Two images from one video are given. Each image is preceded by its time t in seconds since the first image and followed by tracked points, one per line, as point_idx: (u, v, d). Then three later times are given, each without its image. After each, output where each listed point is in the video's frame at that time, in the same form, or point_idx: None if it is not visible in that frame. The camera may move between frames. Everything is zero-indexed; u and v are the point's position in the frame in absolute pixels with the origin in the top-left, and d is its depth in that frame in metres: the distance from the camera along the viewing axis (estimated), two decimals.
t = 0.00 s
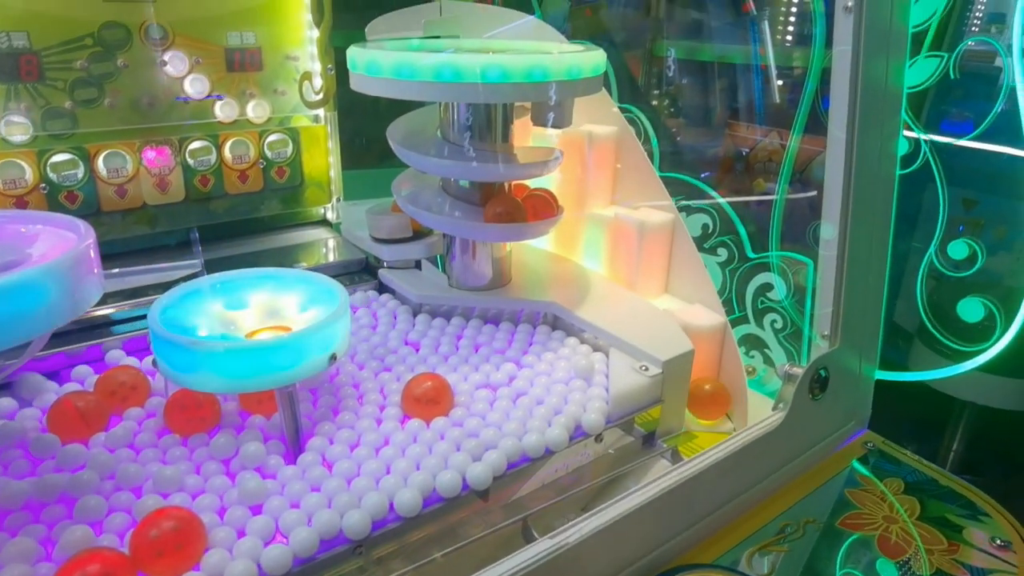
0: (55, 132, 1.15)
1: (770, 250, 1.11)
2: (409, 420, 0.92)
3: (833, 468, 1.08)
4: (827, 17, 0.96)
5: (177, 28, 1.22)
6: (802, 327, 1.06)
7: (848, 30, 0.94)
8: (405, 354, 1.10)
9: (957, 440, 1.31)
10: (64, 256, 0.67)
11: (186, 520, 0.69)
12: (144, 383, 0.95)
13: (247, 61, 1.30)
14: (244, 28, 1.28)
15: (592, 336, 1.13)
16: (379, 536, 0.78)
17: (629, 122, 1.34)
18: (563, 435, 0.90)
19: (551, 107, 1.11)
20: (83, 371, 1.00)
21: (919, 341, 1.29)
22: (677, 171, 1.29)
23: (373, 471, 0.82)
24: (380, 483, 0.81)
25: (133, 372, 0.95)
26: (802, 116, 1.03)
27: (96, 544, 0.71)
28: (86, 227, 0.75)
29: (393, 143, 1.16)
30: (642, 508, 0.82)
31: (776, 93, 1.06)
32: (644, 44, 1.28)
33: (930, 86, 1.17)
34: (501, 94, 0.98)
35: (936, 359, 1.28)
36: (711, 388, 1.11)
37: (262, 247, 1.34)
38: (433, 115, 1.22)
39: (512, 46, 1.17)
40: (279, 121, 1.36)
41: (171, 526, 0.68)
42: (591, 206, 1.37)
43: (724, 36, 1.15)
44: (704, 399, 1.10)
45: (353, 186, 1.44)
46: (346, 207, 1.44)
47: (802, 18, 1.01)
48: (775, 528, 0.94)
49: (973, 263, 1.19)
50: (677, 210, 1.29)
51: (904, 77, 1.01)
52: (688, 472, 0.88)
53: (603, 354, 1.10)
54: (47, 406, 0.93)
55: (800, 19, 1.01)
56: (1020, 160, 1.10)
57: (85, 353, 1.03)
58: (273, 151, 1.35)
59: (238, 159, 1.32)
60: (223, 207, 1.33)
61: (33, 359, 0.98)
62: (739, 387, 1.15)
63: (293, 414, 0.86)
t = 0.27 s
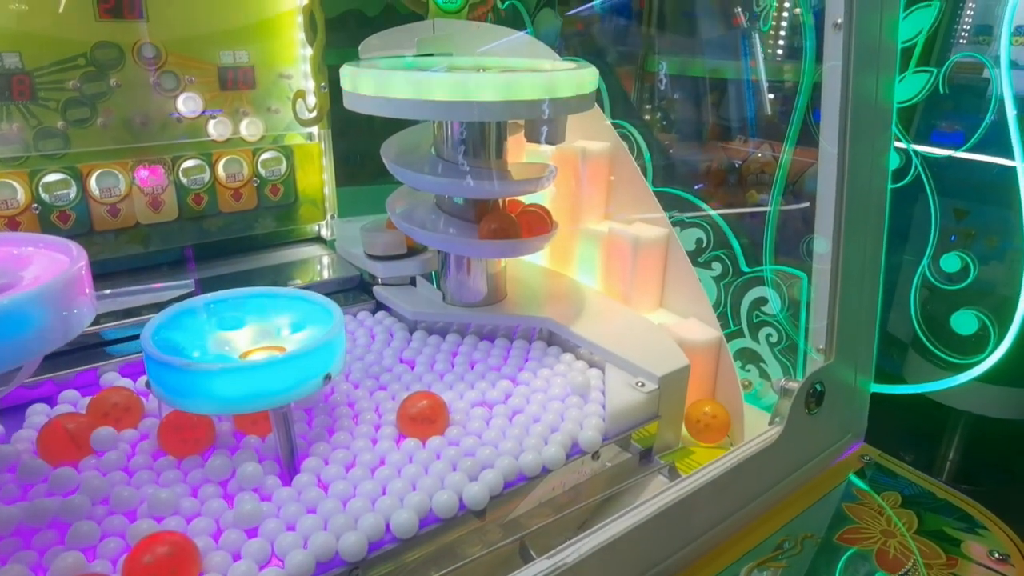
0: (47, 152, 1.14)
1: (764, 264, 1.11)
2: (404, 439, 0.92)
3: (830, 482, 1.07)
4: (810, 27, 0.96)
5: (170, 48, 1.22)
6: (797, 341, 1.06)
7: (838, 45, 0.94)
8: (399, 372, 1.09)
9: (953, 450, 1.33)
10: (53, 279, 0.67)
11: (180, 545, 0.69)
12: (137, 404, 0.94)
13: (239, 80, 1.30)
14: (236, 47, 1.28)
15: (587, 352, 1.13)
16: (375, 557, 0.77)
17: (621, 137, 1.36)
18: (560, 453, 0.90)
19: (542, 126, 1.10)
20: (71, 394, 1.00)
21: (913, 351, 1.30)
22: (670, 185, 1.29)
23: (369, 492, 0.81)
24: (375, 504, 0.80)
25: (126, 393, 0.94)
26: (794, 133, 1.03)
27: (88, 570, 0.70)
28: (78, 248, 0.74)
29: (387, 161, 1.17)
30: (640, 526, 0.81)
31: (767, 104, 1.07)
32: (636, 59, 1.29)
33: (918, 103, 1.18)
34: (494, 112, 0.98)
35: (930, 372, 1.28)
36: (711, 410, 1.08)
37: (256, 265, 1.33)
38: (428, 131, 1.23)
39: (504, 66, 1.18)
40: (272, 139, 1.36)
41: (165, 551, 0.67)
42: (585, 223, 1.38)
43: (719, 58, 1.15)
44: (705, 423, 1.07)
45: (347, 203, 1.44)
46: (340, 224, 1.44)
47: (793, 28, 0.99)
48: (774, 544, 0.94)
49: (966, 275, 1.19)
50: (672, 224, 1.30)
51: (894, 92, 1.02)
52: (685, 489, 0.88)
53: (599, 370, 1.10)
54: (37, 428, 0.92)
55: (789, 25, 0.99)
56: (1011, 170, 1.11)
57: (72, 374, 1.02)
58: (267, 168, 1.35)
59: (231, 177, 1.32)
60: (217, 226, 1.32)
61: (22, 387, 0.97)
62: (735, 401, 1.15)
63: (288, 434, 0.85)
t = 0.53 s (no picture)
0: (43, 172, 1.14)
1: (760, 279, 1.12)
2: (402, 461, 0.92)
3: (828, 498, 1.08)
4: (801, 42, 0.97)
5: (166, 67, 1.23)
6: (793, 357, 1.06)
7: (831, 64, 0.95)
8: (398, 393, 1.09)
9: (950, 458, 1.32)
10: (53, 306, 0.67)
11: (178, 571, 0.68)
12: (131, 427, 0.93)
13: (235, 98, 1.30)
14: (232, 66, 1.29)
15: (585, 369, 1.13)
16: None
17: (617, 154, 1.37)
18: (558, 474, 0.90)
19: (539, 148, 1.09)
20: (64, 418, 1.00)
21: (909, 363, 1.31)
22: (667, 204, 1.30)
23: (367, 515, 0.81)
24: (374, 528, 0.80)
25: (120, 415, 0.94)
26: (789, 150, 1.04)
27: None
28: (77, 272, 0.74)
29: (383, 179, 1.18)
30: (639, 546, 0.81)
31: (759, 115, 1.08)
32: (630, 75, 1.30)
33: (912, 121, 1.19)
34: (490, 132, 0.99)
35: (927, 388, 1.29)
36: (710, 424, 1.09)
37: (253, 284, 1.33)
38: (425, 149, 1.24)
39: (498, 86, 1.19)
40: (269, 158, 1.36)
41: None
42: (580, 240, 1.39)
43: (711, 71, 1.16)
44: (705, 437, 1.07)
45: (343, 220, 1.44)
46: (337, 241, 1.45)
47: (783, 42, 1.01)
48: (773, 562, 0.94)
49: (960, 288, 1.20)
50: (668, 240, 1.31)
51: (887, 109, 1.02)
52: (683, 508, 0.88)
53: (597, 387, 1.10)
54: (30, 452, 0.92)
55: (779, 41, 1.01)
56: (1004, 181, 1.12)
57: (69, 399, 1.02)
58: (263, 187, 1.35)
59: (228, 196, 1.32)
60: (213, 244, 1.32)
61: (16, 415, 0.96)
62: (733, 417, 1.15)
63: (285, 456, 0.85)
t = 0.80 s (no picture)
0: (40, 191, 1.14)
1: (757, 293, 1.12)
2: (404, 484, 0.91)
3: (829, 512, 1.08)
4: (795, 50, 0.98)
5: (163, 85, 1.23)
6: (791, 371, 1.06)
7: (826, 81, 0.95)
8: (403, 413, 1.09)
9: (948, 465, 1.30)
10: (50, 331, 0.67)
11: None
12: (123, 446, 0.93)
13: (232, 115, 1.31)
14: (229, 83, 1.29)
15: (584, 385, 1.14)
16: None
17: (613, 168, 1.38)
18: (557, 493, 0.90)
19: (535, 163, 1.08)
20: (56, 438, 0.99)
21: (910, 381, 1.32)
22: (664, 217, 1.31)
23: (367, 540, 0.81)
24: (373, 553, 0.80)
25: (112, 436, 0.93)
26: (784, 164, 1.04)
27: None
28: (74, 295, 0.74)
29: (381, 198, 1.17)
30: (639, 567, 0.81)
31: (755, 123, 1.08)
32: (626, 87, 1.31)
33: (906, 137, 1.20)
34: (487, 150, 0.99)
35: (924, 400, 1.30)
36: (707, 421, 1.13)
37: (251, 300, 1.33)
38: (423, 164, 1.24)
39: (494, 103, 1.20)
40: (265, 175, 1.36)
41: None
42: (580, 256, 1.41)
43: (707, 80, 1.16)
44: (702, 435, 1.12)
45: (340, 235, 1.44)
46: (334, 256, 1.45)
47: (779, 52, 1.01)
48: None
49: (957, 300, 1.21)
50: (666, 254, 1.31)
51: (882, 125, 1.03)
52: (683, 527, 0.88)
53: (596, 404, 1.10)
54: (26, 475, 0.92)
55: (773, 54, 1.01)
56: (996, 188, 1.13)
57: (64, 423, 1.01)
58: (260, 204, 1.35)
59: (225, 213, 1.32)
60: (210, 261, 1.32)
61: (11, 442, 0.96)
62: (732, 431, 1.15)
63: (285, 477, 0.85)
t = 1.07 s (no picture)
0: (40, 205, 1.14)
1: (756, 303, 1.13)
2: (409, 500, 0.91)
3: (829, 522, 1.08)
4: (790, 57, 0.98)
5: (163, 97, 1.23)
6: (791, 380, 1.07)
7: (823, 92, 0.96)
8: (410, 426, 1.08)
9: (946, 470, 1.31)
10: (52, 350, 0.66)
11: None
12: (118, 463, 0.93)
13: (231, 127, 1.31)
14: (228, 95, 1.29)
15: (584, 396, 1.14)
16: None
17: (612, 177, 1.38)
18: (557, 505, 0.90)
19: (534, 173, 1.08)
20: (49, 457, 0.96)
21: (910, 393, 1.32)
22: (662, 225, 1.31)
23: (370, 557, 0.81)
24: (376, 571, 0.80)
25: (108, 452, 0.93)
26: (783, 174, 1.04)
27: None
28: (75, 312, 0.74)
29: (381, 209, 1.17)
30: None
31: (752, 129, 1.08)
32: (622, 94, 1.31)
33: (904, 147, 1.21)
34: (487, 163, 0.99)
35: (922, 408, 1.30)
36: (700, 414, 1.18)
37: (247, 312, 1.33)
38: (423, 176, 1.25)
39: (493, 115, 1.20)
40: (264, 186, 1.36)
41: None
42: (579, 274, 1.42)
43: (704, 86, 1.16)
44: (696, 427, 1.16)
45: (340, 246, 1.45)
46: (333, 266, 1.45)
47: (777, 58, 1.00)
48: None
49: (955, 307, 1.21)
50: (665, 262, 1.31)
51: (879, 136, 1.04)
52: (685, 540, 0.88)
53: (596, 415, 1.11)
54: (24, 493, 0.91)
55: (771, 61, 1.01)
56: (993, 195, 1.13)
57: (62, 441, 0.99)
58: (260, 216, 1.35)
59: (224, 225, 1.32)
60: (209, 273, 1.33)
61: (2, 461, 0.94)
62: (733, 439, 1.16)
63: (286, 492, 0.85)
